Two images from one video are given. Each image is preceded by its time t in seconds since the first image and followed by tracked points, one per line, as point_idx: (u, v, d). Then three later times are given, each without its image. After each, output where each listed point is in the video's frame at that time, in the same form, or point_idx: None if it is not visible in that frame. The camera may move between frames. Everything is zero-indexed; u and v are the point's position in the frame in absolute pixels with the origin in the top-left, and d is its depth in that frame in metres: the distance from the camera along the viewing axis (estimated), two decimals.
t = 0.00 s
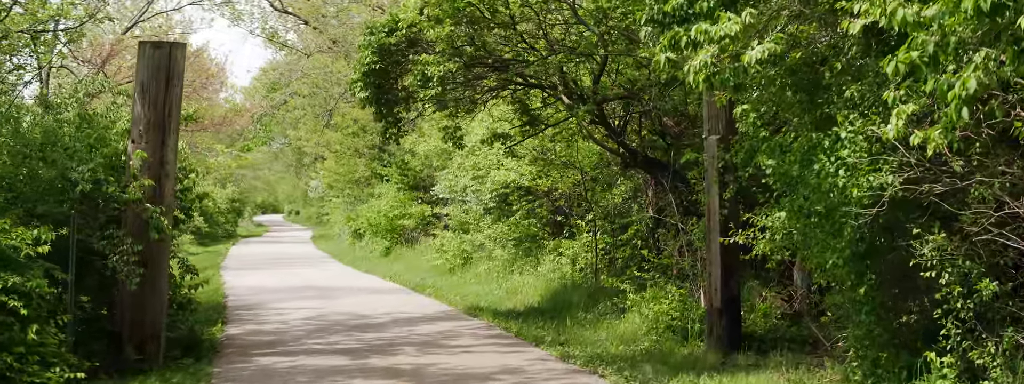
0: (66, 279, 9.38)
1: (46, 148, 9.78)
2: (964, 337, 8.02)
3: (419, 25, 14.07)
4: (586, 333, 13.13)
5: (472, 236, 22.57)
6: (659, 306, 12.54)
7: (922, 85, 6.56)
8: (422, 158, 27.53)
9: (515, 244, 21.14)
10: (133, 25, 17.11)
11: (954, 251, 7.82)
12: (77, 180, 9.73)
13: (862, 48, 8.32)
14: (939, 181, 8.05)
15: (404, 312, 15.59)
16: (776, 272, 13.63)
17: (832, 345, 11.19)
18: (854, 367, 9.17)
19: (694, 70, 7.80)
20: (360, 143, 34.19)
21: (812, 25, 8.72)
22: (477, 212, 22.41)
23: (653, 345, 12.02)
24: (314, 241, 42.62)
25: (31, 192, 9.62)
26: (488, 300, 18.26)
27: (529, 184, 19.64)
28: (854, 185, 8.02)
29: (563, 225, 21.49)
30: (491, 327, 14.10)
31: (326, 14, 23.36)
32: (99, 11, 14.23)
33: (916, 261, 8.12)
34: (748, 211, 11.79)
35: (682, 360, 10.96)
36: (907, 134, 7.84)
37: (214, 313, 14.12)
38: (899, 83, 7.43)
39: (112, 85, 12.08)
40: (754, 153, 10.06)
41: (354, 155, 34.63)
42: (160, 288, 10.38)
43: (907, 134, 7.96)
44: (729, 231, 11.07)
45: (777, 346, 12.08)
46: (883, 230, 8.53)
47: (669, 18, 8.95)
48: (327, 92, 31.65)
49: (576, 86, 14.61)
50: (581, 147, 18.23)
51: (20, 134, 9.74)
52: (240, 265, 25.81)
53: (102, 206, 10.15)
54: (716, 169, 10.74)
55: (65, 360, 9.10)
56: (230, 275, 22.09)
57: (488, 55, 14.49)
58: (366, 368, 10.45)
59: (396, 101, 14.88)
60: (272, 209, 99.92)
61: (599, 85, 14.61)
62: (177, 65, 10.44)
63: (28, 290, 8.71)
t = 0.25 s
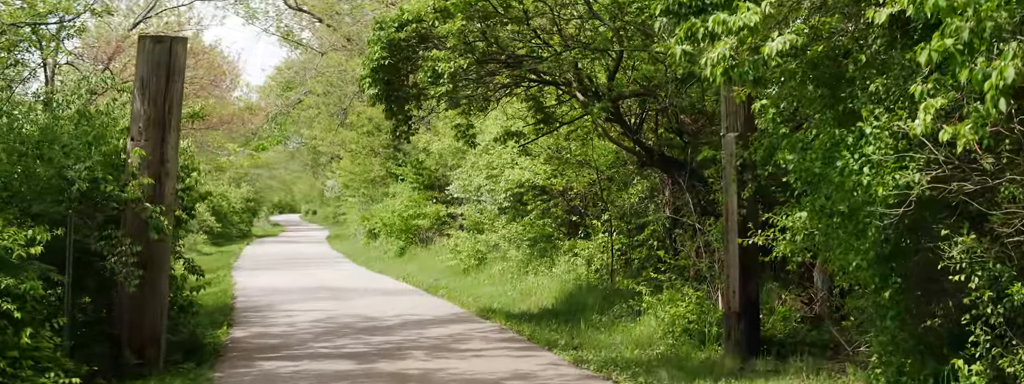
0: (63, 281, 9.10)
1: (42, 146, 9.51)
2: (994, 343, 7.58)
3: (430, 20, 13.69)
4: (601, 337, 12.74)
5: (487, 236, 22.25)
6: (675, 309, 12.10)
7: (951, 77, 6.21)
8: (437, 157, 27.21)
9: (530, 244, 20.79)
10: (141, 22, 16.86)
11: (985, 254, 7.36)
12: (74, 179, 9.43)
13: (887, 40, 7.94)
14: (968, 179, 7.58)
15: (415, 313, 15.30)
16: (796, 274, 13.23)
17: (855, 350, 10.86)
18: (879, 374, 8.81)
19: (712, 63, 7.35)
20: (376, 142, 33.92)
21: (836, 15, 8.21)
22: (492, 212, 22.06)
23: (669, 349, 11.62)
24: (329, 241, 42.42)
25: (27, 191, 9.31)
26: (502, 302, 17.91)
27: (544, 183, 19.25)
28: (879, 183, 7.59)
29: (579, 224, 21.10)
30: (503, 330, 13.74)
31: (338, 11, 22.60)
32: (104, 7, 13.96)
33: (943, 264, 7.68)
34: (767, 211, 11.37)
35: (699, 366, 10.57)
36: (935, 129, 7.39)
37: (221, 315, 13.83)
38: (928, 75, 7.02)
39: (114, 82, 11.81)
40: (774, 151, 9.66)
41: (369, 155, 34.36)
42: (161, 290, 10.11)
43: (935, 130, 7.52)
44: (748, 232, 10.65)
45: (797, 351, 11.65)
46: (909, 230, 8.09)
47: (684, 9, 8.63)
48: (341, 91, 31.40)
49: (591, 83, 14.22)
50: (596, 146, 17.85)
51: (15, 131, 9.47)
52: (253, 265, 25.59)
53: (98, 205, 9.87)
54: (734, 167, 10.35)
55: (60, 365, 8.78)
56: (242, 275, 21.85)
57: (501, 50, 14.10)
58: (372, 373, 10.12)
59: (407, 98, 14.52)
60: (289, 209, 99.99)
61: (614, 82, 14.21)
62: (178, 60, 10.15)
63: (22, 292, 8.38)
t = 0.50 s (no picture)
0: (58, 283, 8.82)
1: (39, 143, 9.27)
2: None
3: (440, 15, 13.33)
4: (615, 340, 12.35)
5: (501, 236, 21.90)
6: (692, 312, 11.74)
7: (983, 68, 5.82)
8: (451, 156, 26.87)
9: (545, 245, 20.44)
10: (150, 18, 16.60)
11: (1017, 257, 6.92)
12: (70, 177, 9.19)
13: (914, 30, 7.54)
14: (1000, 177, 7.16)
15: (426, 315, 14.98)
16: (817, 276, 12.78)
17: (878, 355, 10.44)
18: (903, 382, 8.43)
19: (730, 55, 6.96)
20: (391, 141, 33.61)
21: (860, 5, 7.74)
22: (507, 211, 21.70)
23: (685, 354, 11.22)
24: (345, 241, 42.19)
25: (23, 190, 9.09)
26: (515, 303, 17.54)
27: (559, 182, 18.86)
28: (905, 182, 7.04)
29: (594, 224, 20.71)
30: (516, 332, 13.36)
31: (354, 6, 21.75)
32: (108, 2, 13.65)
33: (974, 268, 7.24)
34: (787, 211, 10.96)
35: (717, 371, 10.16)
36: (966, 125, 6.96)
37: (226, 317, 13.54)
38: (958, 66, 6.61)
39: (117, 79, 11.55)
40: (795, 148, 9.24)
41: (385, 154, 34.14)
42: (160, 291, 9.83)
43: (965, 125, 7.10)
44: (768, 232, 10.25)
45: (818, 357, 11.22)
46: (937, 231, 7.65)
47: None
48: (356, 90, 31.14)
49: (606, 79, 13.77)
50: (612, 144, 17.47)
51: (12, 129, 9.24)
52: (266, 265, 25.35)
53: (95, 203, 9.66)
54: (753, 165, 9.96)
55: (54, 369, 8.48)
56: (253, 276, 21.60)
57: (514, 46, 13.71)
58: (377, 379, 9.78)
59: (418, 95, 14.14)
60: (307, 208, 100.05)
61: (630, 78, 13.81)
62: (178, 55, 9.85)
63: (14, 295, 8.07)
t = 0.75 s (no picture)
0: (51, 284, 8.53)
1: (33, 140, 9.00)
2: None
3: (450, 9, 12.95)
4: (629, 345, 11.95)
5: (515, 236, 21.53)
6: (709, 315, 11.34)
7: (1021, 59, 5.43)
8: (465, 155, 26.52)
9: (559, 245, 20.09)
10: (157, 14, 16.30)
11: None
12: (64, 175, 8.93)
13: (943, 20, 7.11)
14: None
15: (437, 317, 14.67)
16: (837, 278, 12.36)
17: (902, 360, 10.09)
18: None
19: (750, 45, 6.57)
20: (405, 140, 33.30)
21: None
22: (520, 211, 21.34)
23: (701, 359, 10.81)
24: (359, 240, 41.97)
25: (18, 189, 8.81)
26: (528, 305, 17.19)
27: (573, 182, 18.48)
28: (933, 180, 6.62)
29: (609, 224, 20.30)
30: (528, 336, 12.99)
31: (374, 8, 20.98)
32: None
33: (1007, 272, 6.81)
34: (807, 210, 10.56)
35: (734, 377, 9.76)
36: (998, 119, 6.53)
37: (232, 320, 13.22)
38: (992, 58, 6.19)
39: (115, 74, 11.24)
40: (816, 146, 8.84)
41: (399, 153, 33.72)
42: (158, 292, 9.55)
43: (997, 120, 6.69)
44: (788, 232, 9.84)
45: (839, 363, 10.80)
46: (965, 232, 7.23)
47: None
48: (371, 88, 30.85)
49: (620, 75, 13.22)
50: (628, 143, 17.09)
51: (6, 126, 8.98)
52: (278, 265, 25.06)
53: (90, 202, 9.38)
54: (772, 163, 9.55)
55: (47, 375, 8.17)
56: (263, 276, 21.29)
57: (526, 41, 13.32)
58: None
59: (427, 91, 13.69)
60: (323, 208, 100.12)
61: (645, 74, 13.41)
62: (177, 49, 9.54)
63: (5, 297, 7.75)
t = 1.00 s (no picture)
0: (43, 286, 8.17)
1: (23, 138, 8.66)
2: None
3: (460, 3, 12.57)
4: (643, 349, 11.57)
5: (528, 236, 21.17)
6: (724, 319, 10.91)
7: None
8: (477, 154, 26.18)
9: (572, 246, 19.72)
10: (162, 10, 16.03)
11: None
12: (56, 173, 8.59)
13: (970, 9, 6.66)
14: None
15: (446, 319, 14.35)
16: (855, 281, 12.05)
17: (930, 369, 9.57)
18: None
19: (769, 36, 6.21)
20: (417, 139, 33.00)
21: None
22: (533, 211, 20.98)
23: (717, 364, 10.40)
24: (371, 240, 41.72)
25: (8, 189, 8.43)
26: (540, 307, 16.82)
27: (586, 181, 18.10)
28: (962, 179, 6.20)
29: (623, 225, 19.89)
30: (538, 339, 12.62)
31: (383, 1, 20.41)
32: None
33: None
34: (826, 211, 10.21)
35: None
36: None
37: (235, 323, 12.90)
38: None
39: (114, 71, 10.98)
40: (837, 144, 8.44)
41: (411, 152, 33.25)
42: (155, 295, 9.25)
43: None
44: (808, 233, 9.44)
45: (859, 369, 10.34)
46: (996, 234, 6.81)
47: None
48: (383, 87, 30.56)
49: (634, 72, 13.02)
50: (642, 142, 16.71)
51: None
52: (288, 266, 24.80)
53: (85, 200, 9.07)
54: (791, 162, 9.14)
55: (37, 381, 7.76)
56: (272, 277, 21.01)
57: (536, 36, 12.91)
58: None
59: (435, 89, 13.27)
60: (337, 207, 100.10)
61: (659, 71, 13.03)
62: (174, 43, 9.24)
63: None
